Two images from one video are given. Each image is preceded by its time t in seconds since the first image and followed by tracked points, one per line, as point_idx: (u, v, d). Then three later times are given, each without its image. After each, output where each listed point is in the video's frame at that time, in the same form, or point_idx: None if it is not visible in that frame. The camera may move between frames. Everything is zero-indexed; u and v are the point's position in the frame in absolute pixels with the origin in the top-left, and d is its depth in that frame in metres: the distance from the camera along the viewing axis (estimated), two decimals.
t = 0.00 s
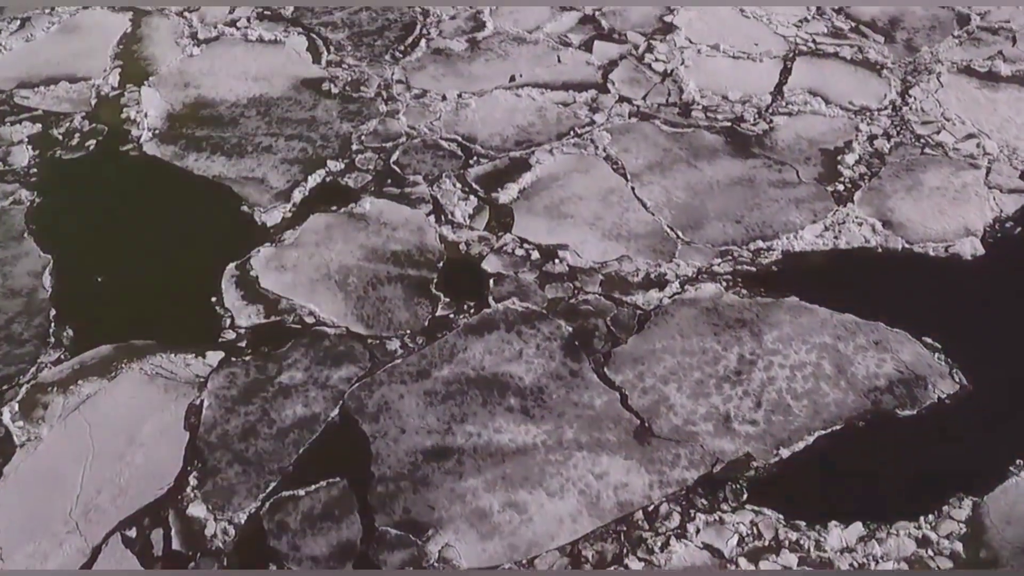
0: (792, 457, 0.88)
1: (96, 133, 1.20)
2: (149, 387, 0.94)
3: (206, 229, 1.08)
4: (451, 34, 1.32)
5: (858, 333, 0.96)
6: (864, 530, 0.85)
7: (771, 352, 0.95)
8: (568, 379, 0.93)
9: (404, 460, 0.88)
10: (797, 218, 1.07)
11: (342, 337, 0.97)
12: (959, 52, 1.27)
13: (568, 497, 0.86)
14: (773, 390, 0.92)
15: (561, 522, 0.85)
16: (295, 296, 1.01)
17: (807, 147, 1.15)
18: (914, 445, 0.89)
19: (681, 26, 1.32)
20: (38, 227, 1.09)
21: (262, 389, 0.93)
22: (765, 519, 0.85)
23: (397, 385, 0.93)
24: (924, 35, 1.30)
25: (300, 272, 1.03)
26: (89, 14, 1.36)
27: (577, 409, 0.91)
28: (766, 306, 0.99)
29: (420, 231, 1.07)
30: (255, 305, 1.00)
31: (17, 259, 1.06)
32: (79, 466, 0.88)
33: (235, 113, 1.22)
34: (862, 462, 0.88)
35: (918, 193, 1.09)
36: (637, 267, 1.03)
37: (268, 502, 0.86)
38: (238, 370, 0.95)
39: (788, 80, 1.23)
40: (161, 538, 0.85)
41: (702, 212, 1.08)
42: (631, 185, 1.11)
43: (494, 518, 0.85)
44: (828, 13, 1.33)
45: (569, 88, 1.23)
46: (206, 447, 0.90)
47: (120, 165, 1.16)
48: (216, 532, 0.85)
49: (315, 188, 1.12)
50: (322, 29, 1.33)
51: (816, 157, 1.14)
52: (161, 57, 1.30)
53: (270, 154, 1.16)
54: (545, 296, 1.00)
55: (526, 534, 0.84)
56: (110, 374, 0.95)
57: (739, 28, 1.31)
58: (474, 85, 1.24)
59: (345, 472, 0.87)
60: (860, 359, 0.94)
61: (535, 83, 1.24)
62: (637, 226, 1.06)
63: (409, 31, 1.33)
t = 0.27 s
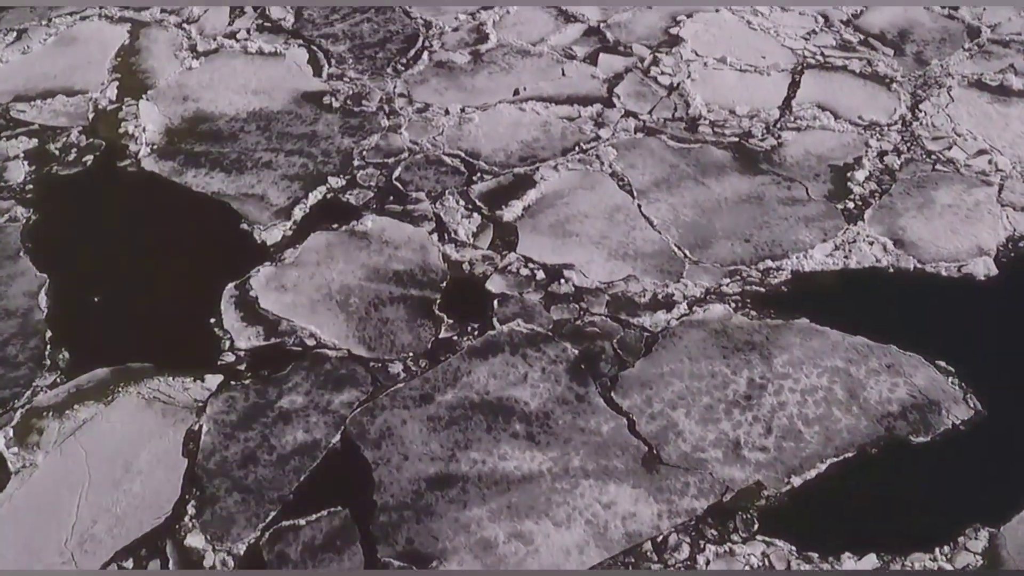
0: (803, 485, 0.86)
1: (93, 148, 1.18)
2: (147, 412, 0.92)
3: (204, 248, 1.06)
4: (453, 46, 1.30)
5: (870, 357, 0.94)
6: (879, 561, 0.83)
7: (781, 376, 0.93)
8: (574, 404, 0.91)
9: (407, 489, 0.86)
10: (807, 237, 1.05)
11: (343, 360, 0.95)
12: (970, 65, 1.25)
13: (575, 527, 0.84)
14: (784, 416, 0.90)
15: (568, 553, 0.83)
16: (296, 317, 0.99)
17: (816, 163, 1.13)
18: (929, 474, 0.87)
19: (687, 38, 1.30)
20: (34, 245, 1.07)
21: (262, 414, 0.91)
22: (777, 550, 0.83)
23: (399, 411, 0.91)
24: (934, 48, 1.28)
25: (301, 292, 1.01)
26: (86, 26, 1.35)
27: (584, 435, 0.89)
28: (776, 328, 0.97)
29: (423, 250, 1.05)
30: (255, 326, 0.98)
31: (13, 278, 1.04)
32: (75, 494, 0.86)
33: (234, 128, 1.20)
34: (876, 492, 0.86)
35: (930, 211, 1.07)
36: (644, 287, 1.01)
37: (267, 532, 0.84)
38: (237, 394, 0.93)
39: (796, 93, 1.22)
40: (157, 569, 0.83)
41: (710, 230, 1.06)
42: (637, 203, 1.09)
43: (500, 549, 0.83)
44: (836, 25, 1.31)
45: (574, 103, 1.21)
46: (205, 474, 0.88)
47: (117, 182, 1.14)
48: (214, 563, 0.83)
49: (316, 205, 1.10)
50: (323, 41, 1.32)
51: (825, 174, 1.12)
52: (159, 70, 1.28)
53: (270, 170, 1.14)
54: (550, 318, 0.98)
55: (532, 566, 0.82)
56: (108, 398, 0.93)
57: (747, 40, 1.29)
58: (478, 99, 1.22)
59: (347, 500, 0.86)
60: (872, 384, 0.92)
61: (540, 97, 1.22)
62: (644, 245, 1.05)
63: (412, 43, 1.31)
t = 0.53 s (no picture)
0: (815, 514, 0.84)
1: (90, 164, 1.16)
2: (144, 438, 0.90)
3: (204, 267, 1.04)
4: (456, 58, 1.28)
5: (882, 381, 0.92)
6: None
7: (792, 401, 0.91)
8: (581, 430, 0.89)
9: (410, 518, 0.85)
10: (817, 256, 1.03)
11: (345, 383, 0.93)
12: (981, 79, 1.23)
13: (582, 558, 0.82)
14: (795, 443, 0.88)
15: None
16: (297, 339, 0.97)
17: (826, 180, 1.11)
18: (943, 504, 0.85)
19: (694, 50, 1.28)
20: (30, 264, 1.05)
21: (262, 440, 0.89)
22: None
23: (402, 437, 0.89)
24: (945, 61, 1.26)
25: (302, 313, 0.99)
26: (84, 38, 1.33)
27: (591, 463, 0.87)
28: (786, 351, 0.95)
29: (426, 270, 1.03)
30: (255, 348, 0.96)
31: (8, 298, 1.02)
32: (70, 523, 0.85)
33: (234, 142, 1.18)
34: (889, 522, 0.84)
35: (942, 230, 1.05)
36: (651, 308, 0.99)
37: (267, 563, 0.83)
38: (236, 419, 0.91)
39: (805, 108, 1.20)
40: None
41: (718, 249, 1.04)
42: (644, 220, 1.07)
43: None
44: (845, 37, 1.29)
45: (579, 117, 1.19)
46: (203, 502, 0.86)
47: (115, 198, 1.12)
48: None
49: (317, 222, 1.08)
50: (324, 53, 1.30)
51: (835, 191, 1.10)
52: (158, 83, 1.26)
53: (271, 187, 1.12)
54: (555, 340, 0.97)
55: None
56: (104, 423, 0.91)
57: (754, 52, 1.27)
58: (481, 113, 1.20)
59: (347, 529, 0.84)
60: (885, 410, 0.90)
61: (544, 111, 1.20)
62: (651, 265, 1.03)
63: (414, 55, 1.29)
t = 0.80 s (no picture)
0: (828, 546, 0.82)
1: (87, 180, 1.14)
2: (141, 465, 0.88)
3: (203, 287, 1.02)
4: (459, 72, 1.26)
5: (895, 407, 0.90)
6: None
7: (803, 428, 0.89)
8: (588, 457, 0.88)
9: (414, 549, 0.83)
10: (827, 277, 1.01)
11: (346, 408, 0.91)
12: (992, 93, 1.21)
13: None
14: (807, 471, 0.86)
15: None
16: (297, 362, 0.95)
17: (835, 197, 1.10)
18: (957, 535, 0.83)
19: (700, 63, 1.26)
20: (26, 284, 1.04)
21: (262, 467, 0.88)
22: None
23: (405, 464, 0.87)
24: (955, 74, 1.24)
25: (302, 335, 0.97)
26: (81, 51, 1.31)
27: (598, 491, 0.85)
28: (797, 375, 0.93)
29: (429, 290, 1.01)
30: (254, 372, 0.95)
31: (3, 320, 1.00)
32: (66, 553, 0.83)
33: (233, 158, 1.16)
34: (902, 554, 0.82)
35: (954, 249, 1.04)
36: (659, 330, 0.97)
37: None
38: (235, 446, 0.89)
39: (814, 122, 1.18)
40: None
41: (726, 269, 1.02)
42: (651, 239, 1.06)
43: None
44: (854, 50, 1.27)
45: (584, 132, 1.17)
46: (202, 533, 0.84)
47: (113, 216, 1.10)
48: None
49: (318, 241, 1.06)
50: (324, 66, 1.28)
51: (845, 209, 1.08)
52: (156, 97, 1.24)
53: (271, 204, 1.10)
54: (561, 363, 0.95)
55: None
56: (101, 450, 0.89)
57: (762, 66, 1.25)
58: (485, 128, 1.19)
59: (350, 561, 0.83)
60: (898, 437, 0.88)
61: (549, 126, 1.18)
62: (658, 285, 1.01)
63: (416, 68, 1.27)
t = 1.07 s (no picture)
0: None
1: (84, 198, 1.12)
2: (138, 494, 0.86)
3: (202, 307, 1.00)
4: (462, 85, 1.25)
5: (909, 434, 0.89)
6: None
7: (815, 455, 0.87)
8: (595, 486, 0.86)
9: None
10: (839, 298, 0.99)
11: (348, 435, 0.90)
12: (1004, 107, 1.19)
13: None
14: (819, 501, 0.84)
15: None
16: (298, 386, 0.93)
17: (846, 215, 1.08)
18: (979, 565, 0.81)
19: (707, 77, 1.24)
20: (21, 304, 1.02)
21: (261, 496, 0.86)
22: None
23: (408, 493, 0.86)
24: (966, 88, 1.22)
25: (303, 359, 0.95)
26: (78, 63, 1.29)
27: (606, 522, 0.84)
28: (808, 401, 0.91)
29: (432, 312, 0.99)
30: (254, 397, 0.93)
31: None
32: None
33: (233, 175, 1.14)
34: None
35: (968, 270, 1.02)
36: (667, 354, 0.95)
37: None
38: (234, 474, 0.87)
39: (823, 138, 1.16)
40: None
41: (735, 290, 1.00)
42: (658, 259, 1.04)
43: None
44: (863, 64, 1.26)
45: (590, 148, 1.16)
46: (200, 564, 0.82)
47: (111, 233, 1.08)
48: None
49: (319, 261, 1.04)
50: (325, 79, 1.26)
51: (855, 227, 1.06)
52: (154, 111, 1.22)
53: (271, 222, 1.09)
54: (567, 388, 0.93)
55: None
56: (97, 478, 0.87)
57: (769, 80, 1.23)
58: (489, 144, 1.17)
59: None
60: (912, 465, 0.86)
61: (553, 141, 1.16)
62: (666, 307, 0.99)
63: (419, 82, 1.25)
